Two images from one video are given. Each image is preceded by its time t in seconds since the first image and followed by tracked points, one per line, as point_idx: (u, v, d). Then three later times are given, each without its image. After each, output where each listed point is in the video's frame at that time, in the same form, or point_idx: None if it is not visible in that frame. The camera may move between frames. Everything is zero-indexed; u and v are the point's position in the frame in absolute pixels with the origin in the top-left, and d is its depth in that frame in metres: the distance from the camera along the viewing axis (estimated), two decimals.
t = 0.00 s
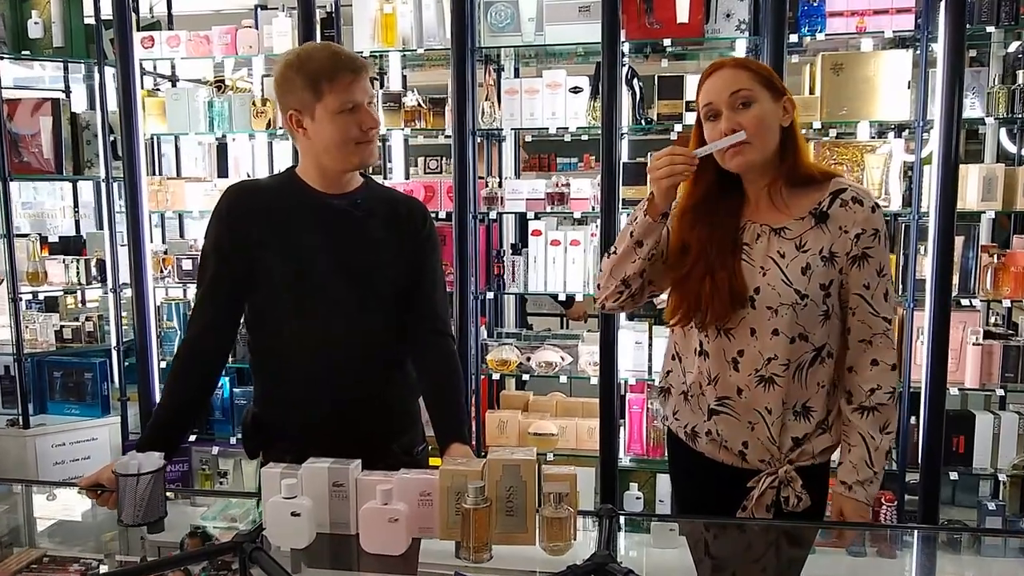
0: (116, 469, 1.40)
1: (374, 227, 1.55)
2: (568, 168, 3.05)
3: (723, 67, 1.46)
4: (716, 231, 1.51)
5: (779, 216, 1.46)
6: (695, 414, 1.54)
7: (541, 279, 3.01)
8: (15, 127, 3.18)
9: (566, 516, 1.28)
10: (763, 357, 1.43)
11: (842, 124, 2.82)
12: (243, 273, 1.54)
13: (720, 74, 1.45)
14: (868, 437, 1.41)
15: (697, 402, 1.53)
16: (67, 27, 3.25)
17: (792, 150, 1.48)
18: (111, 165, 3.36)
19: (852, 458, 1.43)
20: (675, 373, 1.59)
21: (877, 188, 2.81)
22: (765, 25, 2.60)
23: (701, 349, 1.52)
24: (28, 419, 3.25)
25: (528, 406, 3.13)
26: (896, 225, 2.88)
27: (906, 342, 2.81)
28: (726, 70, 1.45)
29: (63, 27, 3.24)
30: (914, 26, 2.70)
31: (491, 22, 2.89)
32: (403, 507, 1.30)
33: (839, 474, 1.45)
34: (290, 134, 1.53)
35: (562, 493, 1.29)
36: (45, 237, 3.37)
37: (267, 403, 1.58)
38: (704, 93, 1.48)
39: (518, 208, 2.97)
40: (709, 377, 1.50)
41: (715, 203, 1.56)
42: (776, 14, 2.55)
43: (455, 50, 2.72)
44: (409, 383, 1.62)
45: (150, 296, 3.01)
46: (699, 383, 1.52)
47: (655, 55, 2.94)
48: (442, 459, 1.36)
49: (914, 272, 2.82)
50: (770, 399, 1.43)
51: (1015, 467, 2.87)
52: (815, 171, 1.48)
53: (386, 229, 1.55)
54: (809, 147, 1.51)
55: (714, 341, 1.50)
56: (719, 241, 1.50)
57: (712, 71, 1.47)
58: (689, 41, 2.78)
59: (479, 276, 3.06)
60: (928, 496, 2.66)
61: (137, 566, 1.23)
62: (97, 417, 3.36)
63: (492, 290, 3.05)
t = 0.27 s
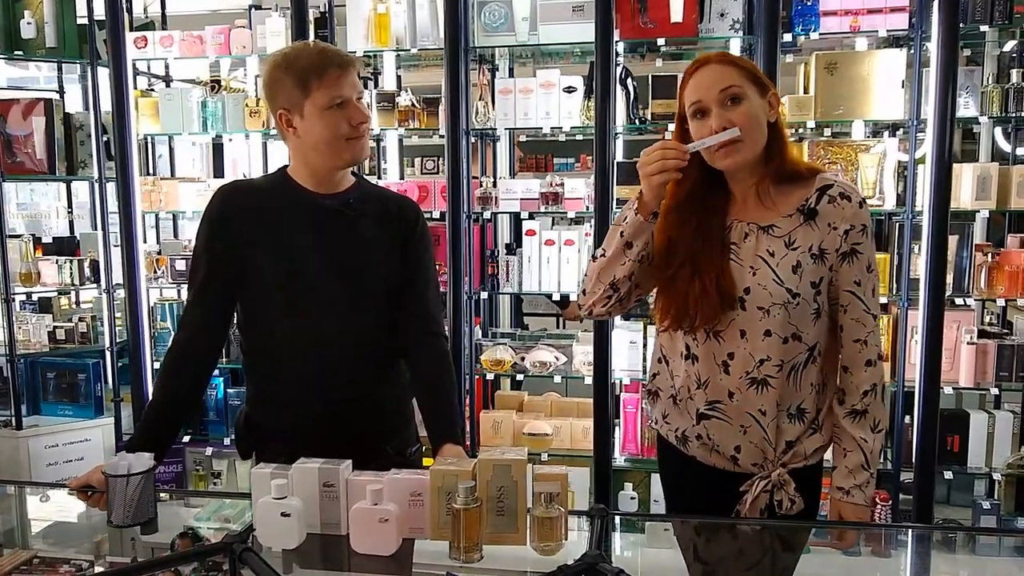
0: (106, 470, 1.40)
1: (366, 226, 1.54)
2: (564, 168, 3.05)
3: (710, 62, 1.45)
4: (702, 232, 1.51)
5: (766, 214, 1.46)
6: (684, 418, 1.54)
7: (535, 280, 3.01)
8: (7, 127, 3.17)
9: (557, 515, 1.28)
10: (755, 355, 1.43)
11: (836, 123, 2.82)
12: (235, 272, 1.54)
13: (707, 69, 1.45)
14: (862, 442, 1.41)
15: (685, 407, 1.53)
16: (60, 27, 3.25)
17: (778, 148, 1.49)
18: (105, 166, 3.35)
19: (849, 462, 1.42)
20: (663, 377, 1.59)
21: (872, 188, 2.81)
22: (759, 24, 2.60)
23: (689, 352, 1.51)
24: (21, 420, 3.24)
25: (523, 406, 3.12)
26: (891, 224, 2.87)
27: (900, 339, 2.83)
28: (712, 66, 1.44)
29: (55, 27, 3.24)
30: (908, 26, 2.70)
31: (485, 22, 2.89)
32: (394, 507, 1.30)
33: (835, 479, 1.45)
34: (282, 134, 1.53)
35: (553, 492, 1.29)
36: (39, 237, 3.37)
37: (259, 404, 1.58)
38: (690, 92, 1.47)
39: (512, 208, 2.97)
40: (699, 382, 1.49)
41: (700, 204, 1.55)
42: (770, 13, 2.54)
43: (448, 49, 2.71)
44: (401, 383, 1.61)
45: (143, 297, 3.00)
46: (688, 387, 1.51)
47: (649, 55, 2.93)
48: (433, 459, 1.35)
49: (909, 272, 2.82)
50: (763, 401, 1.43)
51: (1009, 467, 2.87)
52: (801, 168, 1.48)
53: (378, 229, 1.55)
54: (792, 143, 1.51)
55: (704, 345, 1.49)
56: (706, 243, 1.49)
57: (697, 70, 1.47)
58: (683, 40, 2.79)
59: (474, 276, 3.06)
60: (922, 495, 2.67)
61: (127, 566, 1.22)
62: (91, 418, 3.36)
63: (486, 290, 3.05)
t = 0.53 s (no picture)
0: (99, 474, 1.39)
1: (361, 229, 1.54)
2: (563, 170, 3.05)
3: (717, 48, 1.44)
4: (692, 225, 1.48)
5: (750, 212, 1.46)
6: (676, 427, 1.52)
7: (532, 282, 3.00)
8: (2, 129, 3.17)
9: (552, 519, 1.28)
10: (747, 356, 1.42)
11: (832, 125, 2.82)
12: (230, 275, 1.54)
13: (716, 53, 1.43)
14: (851, 444, 1.41)
15: (677, 415, 1.51)
16: (56, 29, 3.25)
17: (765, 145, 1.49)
18: (101, 168, 3.35)
19: (838, 465, 1.43)
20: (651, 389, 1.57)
21: (868, 189, 2.82)
22: (755, 26, 2.60)
23: (681, 357, 1.50)
24: (17, 423, 3.24)
25: (520, 409, 3.12)
26: (887, 226, 2.91)
27: (896, 341, 2.83)
28: (721, 51, 1.43)
29: (52, 29, 3.24)
30: (904, 28, 2.71)
31: (481, 24, 2.89)
32: (388, 510, 1.29)
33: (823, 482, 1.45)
34: (279, 134, 1.52)
35: (548, 495, 1.28)
36: (36, 240, 3.37)
37: (256, 409, 1.57)
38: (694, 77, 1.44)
39: (509, 211, 2.98)
40: (692, 390, 1.48)
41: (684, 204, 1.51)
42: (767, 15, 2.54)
43: (444, 51, 2.71)
44: (396, 387, 1.61)
45: (139, 299, 3.00)
46: (680, 395, 1.50)
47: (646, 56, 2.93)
48: (428, 462, 1.35)
49: (905, 274, 2.82)
50: (759, 402, 1.42)
51: (1006, 469, 2.87)
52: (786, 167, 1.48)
53: (373, 231, 1.54)
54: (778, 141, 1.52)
55: (696, 350, 1.47)
56: (693, 237, 1.47)
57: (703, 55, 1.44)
58: (680, 42, 2.79)
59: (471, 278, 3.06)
60: (919, 498, 2.67)
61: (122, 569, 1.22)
62: (87, 421, 3.36)
63: (483, 292, 3.05)
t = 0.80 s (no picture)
0: (95, 470, 1.39)
1: (357, 225, 1.54)
2: (560, 168, 3.02)
3: (707, 53, 1.42)
4: (682, 217, 1.48)
5: (735, 209, 1.47)
6: (667, 425, 1.49)
7: (528, 279, 3.01)
8: None
9: (547, 514, 1.28)
10: (744, 345, 1.41)
11: (828, 123, 2.83)
12: (224, 271, 1.54)
13: (704, 61, 1.41)
14: (830, 436, 1.45)
15: (668, 412, 1.49)
16: (52, 26, 3.24)
17: (751, 144, 1.51)
18: (97, 165, 3.35)
19: (817, 459, 1.46)
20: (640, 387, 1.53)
21: (863, 188, 2.83)
22: (751, 24, 2.60)
23: (675, 351, 1.47)
24: (13, 420, 3.23)
25: (516, 406, 3.13)
26: (882, 224, 2.91)
27: (891, 339, 2.84)
28: (710, 58, 1.41)
29: (48, 26, 3.23)
30: (900, 26, 2.72)
31: (478, 21, 2.89)
32: (383, 506, 1.30)
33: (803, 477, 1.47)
34: (280, 123, 1.50)
35: (543, 491, 1.28)
36: (32, 237, 3.37)
37: (251, 406, 1.57)
38: (685, 79, 1.43)
39: (506, 208, 2.98)
40: (685, 384, 1.46)
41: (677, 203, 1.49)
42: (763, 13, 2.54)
43: (441, 49, 2.72)
44: (391, 383, 1.62)
45: (135, 296, 3.00)
46: (673, 390, 1.47)
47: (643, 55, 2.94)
48: (423, 458, 1.35)
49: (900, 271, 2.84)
50: (755, 391, 1.42)
51: (1000, 466, 2.88)
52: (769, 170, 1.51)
53: (368, 227, 1.55)
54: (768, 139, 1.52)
55: (692, 341, 1.45)
56: (681, 226, 1.46)
57: (695, 56, 1.43)
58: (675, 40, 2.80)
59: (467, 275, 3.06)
60: (912, 495, 2.68)
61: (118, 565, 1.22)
62: (83, 418, 3.35)
63: (479, 290, 3.05)
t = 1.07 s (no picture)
0: (94, 469, 1.40)
1: (358, 226, 1.54)
2: (559, 168, 3.03)
3: (693, 52, 1.43)
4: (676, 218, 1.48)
5: (729, 208, 1.48)
6: (663, 426, 1.50)
7: (527, 279, 3.01)
8: None
9: (545, 513, 1.28)
10: (738, 347, 1.42)
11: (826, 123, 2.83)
12: (224, 271, 1.54)
13: (691, 59, 1.43)
14: (829, 437, 1.47)
15: (664, 413, 1.49)
16: (51, 26, 3.24)
17: (744, 143, 1.51)
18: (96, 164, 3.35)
19: (818, 461, 1.47)
20: (636, 388, 1.54)
21: (861, 187, 2.83)
22: (750, 24, 2.61)
23: (670, 353, 1.48)
24: (12, 420, 3.23)
25: (515, 406, 3.13)
26: (881, 224, 2.94)
27: (889, 338, 2.84)
28: (696, 56, 1.42)
29: (46, 25, 3.23)
30: (897, 26, 2.72)
31: (477, 21, 2.89)
32: (382, 506, 1.30)
33: (809, 480, 1.48)
34: (279, 122, 1.50)
35: (541, 490, 1.29)
36: (31, 237, 3.37)
37: (250, 406, 1.58)
38: (673, 79, 1.43)
39: (504, 208, 2.98)
40: (681, 385, 1.47)
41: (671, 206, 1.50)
42: (761, 12, 2.54)
43: (439, 49, 2.72)
44: (389, 385, 1.62)
45: (134, 296, 3.00)
46: (669, 391, 1.48)
47: (642, 54, 2.94)
48: (422, 458, 1.36)
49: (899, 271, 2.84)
50: (750, 392, 1.43)
51: (998, 465, 2.89)
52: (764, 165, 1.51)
53: (368, 228, 1.55)
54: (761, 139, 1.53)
55: (687, 343, 1.45)
56: (675, 229, 1.47)
57: (683, 56, 1.44)
58: (674, 40, 2.80)
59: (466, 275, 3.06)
60: (911, 494, 2.68)
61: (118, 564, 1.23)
62: (82, 417, 3.35)
63: (478, 289, 3.06)
